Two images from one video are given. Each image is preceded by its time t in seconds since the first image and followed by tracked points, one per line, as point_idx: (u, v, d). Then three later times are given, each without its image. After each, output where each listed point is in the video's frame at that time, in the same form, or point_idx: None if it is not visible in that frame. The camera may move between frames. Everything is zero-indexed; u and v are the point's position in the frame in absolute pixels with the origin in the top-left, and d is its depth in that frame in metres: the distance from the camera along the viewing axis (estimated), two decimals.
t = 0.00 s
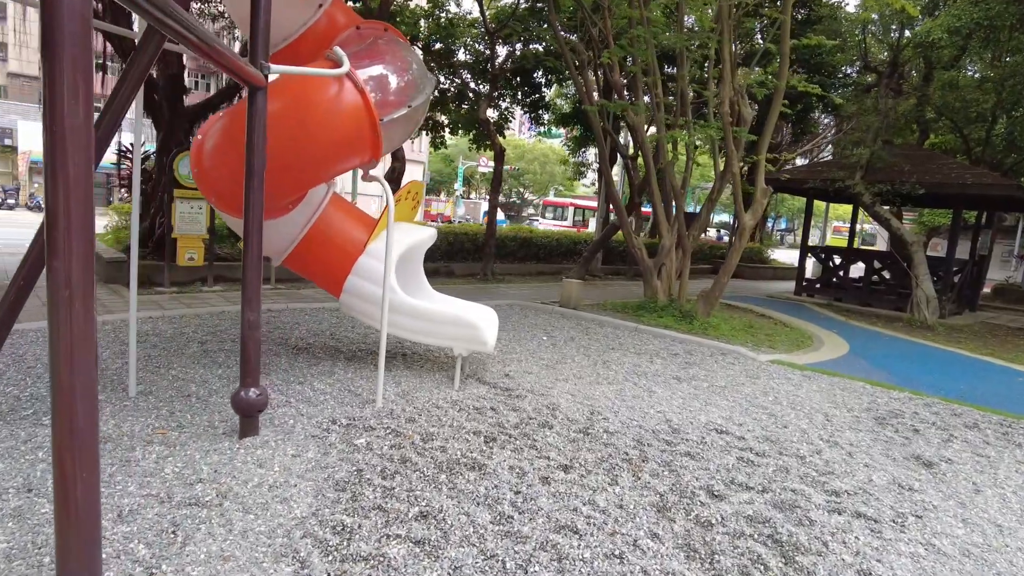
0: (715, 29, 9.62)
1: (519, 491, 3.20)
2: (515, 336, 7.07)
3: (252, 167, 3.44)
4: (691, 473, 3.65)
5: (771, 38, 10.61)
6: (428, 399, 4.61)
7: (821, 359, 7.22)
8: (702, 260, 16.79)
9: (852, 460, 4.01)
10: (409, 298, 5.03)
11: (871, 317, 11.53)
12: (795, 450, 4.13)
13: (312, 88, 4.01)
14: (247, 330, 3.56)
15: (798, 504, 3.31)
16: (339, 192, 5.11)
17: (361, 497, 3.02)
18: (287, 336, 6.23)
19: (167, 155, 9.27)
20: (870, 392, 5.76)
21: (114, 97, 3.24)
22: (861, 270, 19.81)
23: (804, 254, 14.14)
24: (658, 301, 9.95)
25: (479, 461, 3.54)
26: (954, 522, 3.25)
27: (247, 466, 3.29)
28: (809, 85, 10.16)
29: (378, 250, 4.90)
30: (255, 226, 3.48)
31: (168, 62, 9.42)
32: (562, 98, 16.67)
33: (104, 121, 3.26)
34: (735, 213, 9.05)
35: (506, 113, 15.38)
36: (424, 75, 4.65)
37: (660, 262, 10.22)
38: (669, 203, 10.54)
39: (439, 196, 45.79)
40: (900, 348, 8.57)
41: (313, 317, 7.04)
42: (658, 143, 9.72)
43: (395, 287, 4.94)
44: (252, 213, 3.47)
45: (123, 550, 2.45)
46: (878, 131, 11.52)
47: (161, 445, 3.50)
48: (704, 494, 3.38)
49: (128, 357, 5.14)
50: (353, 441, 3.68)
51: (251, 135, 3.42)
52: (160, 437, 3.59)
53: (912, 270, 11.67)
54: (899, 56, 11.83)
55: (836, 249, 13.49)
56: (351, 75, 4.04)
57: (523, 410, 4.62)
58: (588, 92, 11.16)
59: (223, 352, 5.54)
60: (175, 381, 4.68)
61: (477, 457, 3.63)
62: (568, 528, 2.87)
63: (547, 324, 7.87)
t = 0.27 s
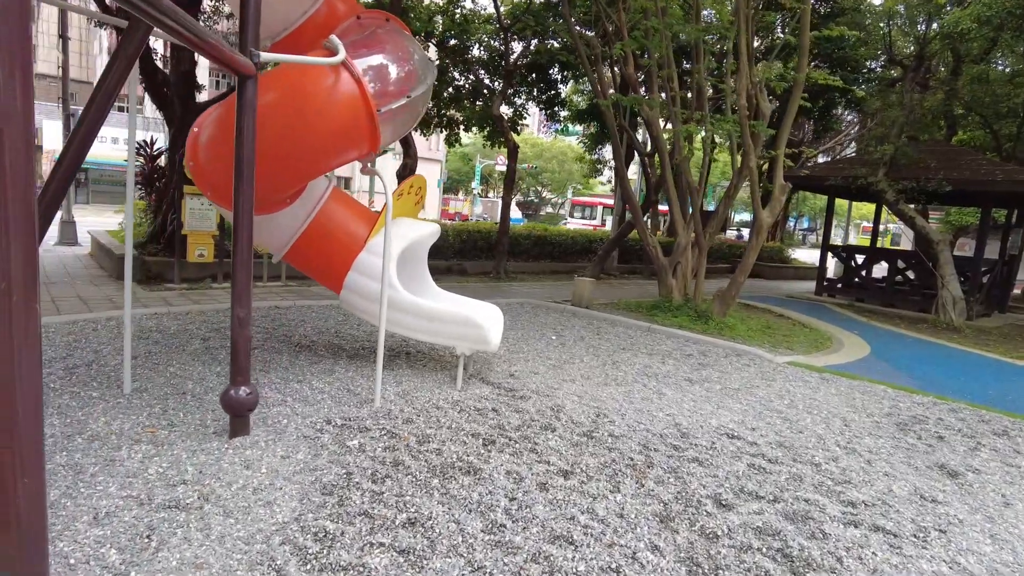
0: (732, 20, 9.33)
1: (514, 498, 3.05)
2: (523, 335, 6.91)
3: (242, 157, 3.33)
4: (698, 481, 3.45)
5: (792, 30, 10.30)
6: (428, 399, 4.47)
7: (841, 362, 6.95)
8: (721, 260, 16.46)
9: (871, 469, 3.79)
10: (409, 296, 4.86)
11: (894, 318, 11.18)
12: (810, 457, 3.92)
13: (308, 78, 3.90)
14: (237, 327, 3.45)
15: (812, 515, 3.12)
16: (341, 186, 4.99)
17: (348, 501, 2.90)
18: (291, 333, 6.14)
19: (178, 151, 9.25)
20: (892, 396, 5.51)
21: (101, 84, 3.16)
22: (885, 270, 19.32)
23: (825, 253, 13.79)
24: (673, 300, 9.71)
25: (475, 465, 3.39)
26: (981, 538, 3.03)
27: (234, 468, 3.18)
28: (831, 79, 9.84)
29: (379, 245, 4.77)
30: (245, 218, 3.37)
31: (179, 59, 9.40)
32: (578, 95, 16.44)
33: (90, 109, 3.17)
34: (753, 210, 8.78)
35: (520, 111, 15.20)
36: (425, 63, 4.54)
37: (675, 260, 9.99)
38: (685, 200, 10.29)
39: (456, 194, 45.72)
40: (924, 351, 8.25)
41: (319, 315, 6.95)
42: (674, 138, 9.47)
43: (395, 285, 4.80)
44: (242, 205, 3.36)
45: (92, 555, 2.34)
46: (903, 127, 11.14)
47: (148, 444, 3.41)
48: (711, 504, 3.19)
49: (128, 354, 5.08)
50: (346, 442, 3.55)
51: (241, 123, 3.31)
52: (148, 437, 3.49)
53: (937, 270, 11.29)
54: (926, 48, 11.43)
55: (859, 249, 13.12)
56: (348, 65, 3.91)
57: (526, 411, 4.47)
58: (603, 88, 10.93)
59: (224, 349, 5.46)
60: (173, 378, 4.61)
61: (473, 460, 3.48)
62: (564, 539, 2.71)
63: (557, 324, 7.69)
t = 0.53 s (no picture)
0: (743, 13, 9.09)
1: (502, 507, 2.92)
2: (524, 335, 6.76)
3: (224, 150, 3.21)
4: (697, 491, 3.30)
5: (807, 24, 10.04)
6: (420, 401, 4.35)
7: (852, 365, 6.74)
8: (731, 258, 16.21)
9: (880, 480, 3.62)
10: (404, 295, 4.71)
11: (908, 320, 10.93)
12: (816, 465, 3.76)
13: (298, 68, 3.77)
14: (220, 327, 3.35)
15: (815, 529, 2.96)
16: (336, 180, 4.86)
17: (327, 509, 2.78)
18: (287, 331, 6.03)
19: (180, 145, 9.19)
20: (905, 402, 5.30)
21: (80, 71, 3.06)
22: (899, 270, 18.95)
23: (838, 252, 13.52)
24: (680, 300, 9.51)
25: (463, 471, 3.26)
26: (996, 557, 2.86)
27: (213, 472, 3.06)
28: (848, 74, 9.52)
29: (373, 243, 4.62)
30: (227, 212, 3.26)
31: (182, 53, 9.33)
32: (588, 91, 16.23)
33: (70, 96, 3.08)
34: (763, 208, 8.55)
35: (529, 106, 15.01)
36: (421, 55, 4.40)
37: (683, 259, 9.80)
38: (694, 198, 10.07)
39: (466, 191, 45.56)
40: (939, 354, 8.02)
41: (317, 313, 6.85)
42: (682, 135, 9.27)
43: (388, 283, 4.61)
44: (224, 199, 3.25)
45: (53, 565, 2.24)
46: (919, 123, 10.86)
47: (128, 445, 3.31)
48: (709, 516, 3.04)
49: (119, 351, 5.00)
50: (331, 446, 3.44)
51: (224, 115, 3.19)
52: (129, 438, 3.40)
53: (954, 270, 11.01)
54: (944, 43, 11.12)
55: (873, 248, 12.85)
56: (339, 55, 3.78)
57: (521, 414, 4.32)
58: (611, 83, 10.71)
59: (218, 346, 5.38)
60: (162, 376, 4.52)
61: (463, 466, 3.34)
62: (551, 553, 2.57)
63: (561, 323, 7.54)
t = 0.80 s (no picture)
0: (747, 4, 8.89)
1: (484, 514, 2.80)
2: (520, 332, 6.63)
3: (200, 138, 3.08)
4: (690, 497, 3.17)
5: (812, 17, 9.85)
6: (408, 400, 4.22)
7: (855, 364, 6.58)
8: (735, 255, 16.03)
9: (882, 486, 3.48)
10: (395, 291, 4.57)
11: (914, 318, 10.75)
12: (815, 470, 3.62)
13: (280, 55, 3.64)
14: (195, 322, 3.22)
15: (813, 539, 2.83)
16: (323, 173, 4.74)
17: (301, 515, 2.68)
18: (277, 327, 5.92)
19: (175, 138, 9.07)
20: (909, 403, 5.15)
21: (48, 55, 2.87)
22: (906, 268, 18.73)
23: (843, 249, 13.33)
24: (681, 297, 9.35)
25: (446, 475, 3.13)
26: (1004, 570, 2.72)
27: (185, 475, 2.94)
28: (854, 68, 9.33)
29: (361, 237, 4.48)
30: (202, 202, 3.13)
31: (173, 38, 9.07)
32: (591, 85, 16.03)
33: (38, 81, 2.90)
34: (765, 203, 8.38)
35: (531, 101, 14.84)
36: (409, 45, 4.27)
37: (684, 255, 9.64)
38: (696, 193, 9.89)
39: (470, 186, 45.40)
40: (945, 353, 7.85)
41: (310, 309, 6.73)
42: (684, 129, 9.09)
43: (376, 279, 4.48)
44: (200, 189, 3.12)
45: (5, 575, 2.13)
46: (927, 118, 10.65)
47: (101, 445, 3.20)
48: (701, 524, 2.91)
49: (103, 346, 4.89)
50: (311, 447, 3.32)
51: (199, 102, 3.06)
52: (103, 438, 3.28)
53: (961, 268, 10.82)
54: (953, 36, 10.89)
55: (878, 245, 12.66)
56: (322, 42, 3.65)
57: (512, 414, 4.18)
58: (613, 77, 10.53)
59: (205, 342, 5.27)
60: (145, 373, 4.41)
61: (447, 469, 3.22)
62: (532, 563, 2.46)
63: (558, 320, 7.40)
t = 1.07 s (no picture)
0: None
1: (469, 527, 2.68)
2: (518, 332, 6.50)
3: (176, 134, 2.96)
4: (687, 510, 3.03)
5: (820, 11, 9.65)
6: (398, 404, 4.10)
7: (861, 366, 6.41)
8: (740, 253, 15.84)
9: (888, 497, 3.33)
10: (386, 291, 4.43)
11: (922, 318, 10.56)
12: (818, 480, 3.48)
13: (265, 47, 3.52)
14: (173, 325, 3.11)
15: (816, 556, 2.69)
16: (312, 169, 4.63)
17: (277, 528, 2.57)
18: (270, 327, 5.81)
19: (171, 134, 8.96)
20: (917, 408, 5.00)
21: (13, 55, 2.64)
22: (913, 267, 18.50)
23: (850, 248, 13.13)
24: (684, 296, 9.19)
25: (432, 485, 3.02)
26: None
27: (159, 484, 2.83)
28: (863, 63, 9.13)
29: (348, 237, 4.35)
30: (180, 200, 3.02)
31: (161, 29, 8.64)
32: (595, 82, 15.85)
33: (3, 80, 2.66)
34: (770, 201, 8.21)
35: (534, 97, 14.68)
36: (398, 38, 4.14)
37: (687, 254, 9.48)
38: (700, 191, 9.72)
39: (475, 183, 45.25)
40: (955, 355, 7.67)
41: (304, 308, 6.61)
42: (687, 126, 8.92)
43: (365, 279, 4.35)
44: (176, 187, 3.00)
45: None
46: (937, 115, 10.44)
47: (75, 451, 3.09)
48: (697, 539, 2.77)
49: (89, 347, 4.78)
50: (293, 455, 3.21)
51: (175, 96, 2.94)
52: (78, 444, 3.17)
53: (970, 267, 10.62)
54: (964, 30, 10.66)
55: (886, 243, 12.45)
56: (308, 34, 3.52)
57: (505, 419, 4.05)
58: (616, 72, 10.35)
59: (194, 342, 5.16)
60: (130, 374, 4.30)
61: (433, 479, 3.09)
62: None
63: (558, 320, 7.26)
